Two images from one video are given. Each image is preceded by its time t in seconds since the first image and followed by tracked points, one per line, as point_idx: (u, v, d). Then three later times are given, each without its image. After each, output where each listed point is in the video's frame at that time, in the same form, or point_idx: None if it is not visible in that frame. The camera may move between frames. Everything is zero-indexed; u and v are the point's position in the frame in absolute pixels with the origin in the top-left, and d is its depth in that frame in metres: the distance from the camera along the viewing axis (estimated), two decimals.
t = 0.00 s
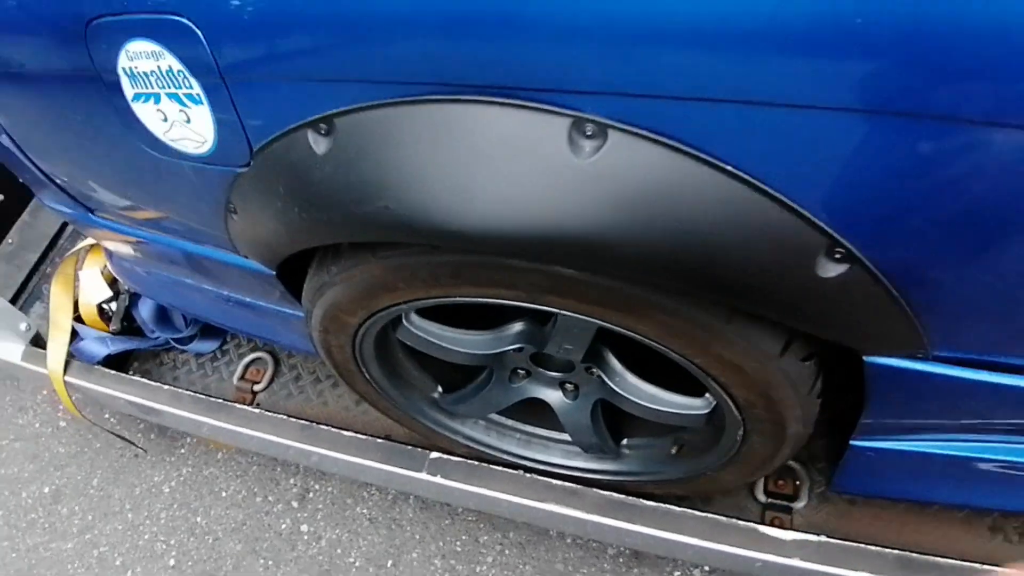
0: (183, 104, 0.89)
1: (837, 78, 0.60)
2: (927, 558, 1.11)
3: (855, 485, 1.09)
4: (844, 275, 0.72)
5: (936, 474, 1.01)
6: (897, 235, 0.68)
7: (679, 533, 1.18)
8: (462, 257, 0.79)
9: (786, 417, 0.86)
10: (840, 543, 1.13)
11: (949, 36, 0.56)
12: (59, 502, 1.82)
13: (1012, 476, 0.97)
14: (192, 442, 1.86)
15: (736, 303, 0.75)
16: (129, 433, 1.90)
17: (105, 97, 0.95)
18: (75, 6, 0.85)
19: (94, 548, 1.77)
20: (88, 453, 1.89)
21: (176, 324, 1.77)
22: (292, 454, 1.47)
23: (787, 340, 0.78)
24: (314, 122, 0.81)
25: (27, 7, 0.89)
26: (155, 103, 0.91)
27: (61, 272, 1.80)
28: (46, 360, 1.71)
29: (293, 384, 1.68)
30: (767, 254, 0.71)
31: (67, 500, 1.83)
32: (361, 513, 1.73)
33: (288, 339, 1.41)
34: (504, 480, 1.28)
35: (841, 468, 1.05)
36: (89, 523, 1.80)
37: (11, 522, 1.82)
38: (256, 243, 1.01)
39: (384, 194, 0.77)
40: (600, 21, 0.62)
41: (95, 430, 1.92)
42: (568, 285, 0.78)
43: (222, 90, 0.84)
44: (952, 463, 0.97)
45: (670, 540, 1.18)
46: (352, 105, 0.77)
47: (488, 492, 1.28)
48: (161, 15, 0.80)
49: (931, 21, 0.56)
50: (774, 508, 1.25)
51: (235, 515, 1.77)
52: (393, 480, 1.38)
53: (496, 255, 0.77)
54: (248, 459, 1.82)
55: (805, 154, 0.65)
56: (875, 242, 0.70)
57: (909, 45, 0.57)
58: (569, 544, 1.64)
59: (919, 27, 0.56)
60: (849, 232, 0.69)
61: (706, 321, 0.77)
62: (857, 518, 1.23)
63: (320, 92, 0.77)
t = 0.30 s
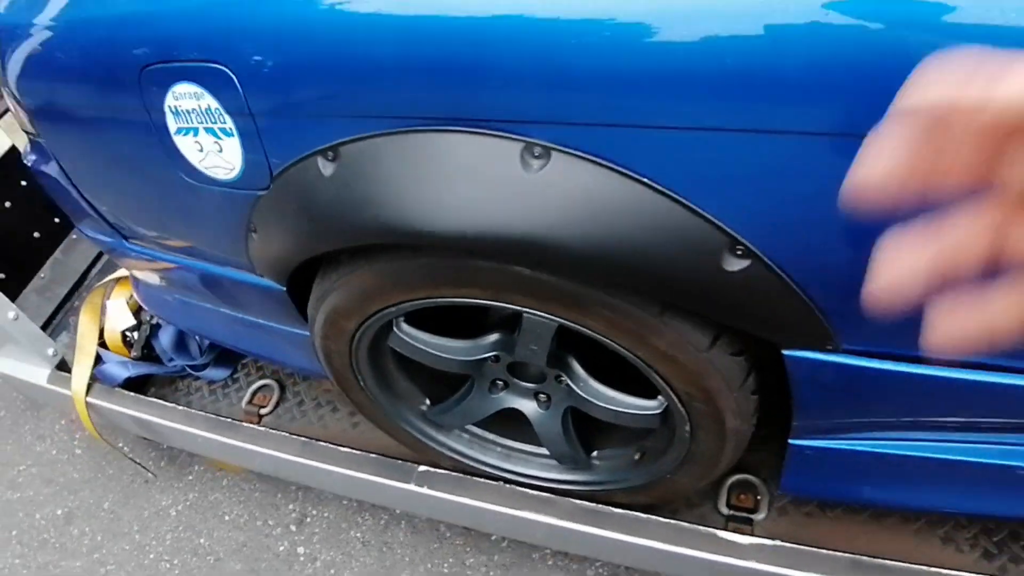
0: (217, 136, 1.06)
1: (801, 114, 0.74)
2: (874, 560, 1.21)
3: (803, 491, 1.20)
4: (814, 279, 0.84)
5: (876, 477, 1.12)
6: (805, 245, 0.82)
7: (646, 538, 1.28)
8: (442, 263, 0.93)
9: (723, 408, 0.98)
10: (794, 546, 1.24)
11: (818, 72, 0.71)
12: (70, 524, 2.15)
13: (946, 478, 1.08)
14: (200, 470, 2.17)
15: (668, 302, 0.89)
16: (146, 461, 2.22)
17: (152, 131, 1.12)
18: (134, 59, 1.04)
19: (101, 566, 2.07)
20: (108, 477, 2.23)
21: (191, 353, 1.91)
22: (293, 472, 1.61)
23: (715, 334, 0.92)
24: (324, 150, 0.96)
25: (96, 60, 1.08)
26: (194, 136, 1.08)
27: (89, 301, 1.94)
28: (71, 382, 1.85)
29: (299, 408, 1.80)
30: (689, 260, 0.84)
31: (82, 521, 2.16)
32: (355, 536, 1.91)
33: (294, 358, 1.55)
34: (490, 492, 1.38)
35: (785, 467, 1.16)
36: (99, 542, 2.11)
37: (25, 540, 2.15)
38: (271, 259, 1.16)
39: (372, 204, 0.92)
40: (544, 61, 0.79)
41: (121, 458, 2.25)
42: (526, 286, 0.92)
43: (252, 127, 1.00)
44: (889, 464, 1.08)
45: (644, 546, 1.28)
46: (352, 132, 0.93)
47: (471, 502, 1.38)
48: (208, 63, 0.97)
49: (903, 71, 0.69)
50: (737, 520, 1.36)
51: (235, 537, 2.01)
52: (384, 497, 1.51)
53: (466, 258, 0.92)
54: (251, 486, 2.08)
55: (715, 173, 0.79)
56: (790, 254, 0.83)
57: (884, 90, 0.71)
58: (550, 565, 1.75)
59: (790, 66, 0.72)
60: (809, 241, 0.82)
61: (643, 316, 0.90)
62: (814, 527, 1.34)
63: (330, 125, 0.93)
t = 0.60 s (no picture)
0: (255, 150, 1.23)
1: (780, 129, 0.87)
2: (831, 546, 1.32)
3: (767, 480, 1.32)
4: (786, 276, 0.98)
5: (830, 464, 1.24)
6: (750, 244, 0.96)
7: (622, 522, 1.41)
8: (444, 255, 1.10)
9: (682, 390, 1.13)
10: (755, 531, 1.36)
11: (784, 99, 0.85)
12: (86, 524, 2.26)
13: (892, 464, 1.20)
14: (214, 474, 2.29)
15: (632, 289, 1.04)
16: (162, 466, 2.35)
17: (197, 147, 1.29)
18: (187, 82, 1.22)
19: (114, 563, 2.16)
20: (125, 481, 2.35)
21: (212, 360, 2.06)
22: (302, 466, 1.75)
23: (673, 321, 1.07)
24: (345, 160, 1.13)
25: (153, 84, 1.26)
26: (235, 150, 1.25)
27: (119, 311, 2.09)
28: (98, 384, 1.99)
29: (309, 412, 1.94)
30: (649, 253, 1.00)
31: (98, 521, 2.27)
32: (356, 535, 2.02)
33: (308, 359, 1.70)
34: (482, 481, 1.51)
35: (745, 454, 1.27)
36: (113, 541, 2.21)
37: (42, 539, 2.26)
38: (295, 260, 1.32)
39: (383, 203, 1.09)
40: (529, 87, 0.95)
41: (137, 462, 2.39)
42: (512, 274, 1.08)
43: (286, 141, 1.17)
44: (840, 450, 1.20)
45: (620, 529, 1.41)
46: (368, 144, 1.09)
47: (465, 491, 1.51)
48: (251, 88, 1.15)
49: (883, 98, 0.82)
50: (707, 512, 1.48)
51: (243, 536, 2.12)
52: (385, 490, 1.65)
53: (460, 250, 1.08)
54: (260, 490, 2.20)
55: (671, 179, 0.94)
56: (738, 252, 0.97)
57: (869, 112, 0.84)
58: (538, 564, 1.85)
59: (759, 93, 0.86)
60: (767, 241, 0.96)
61: (608, 303, 1.06)
62: (782, 521, 1.45)
63: (352, 139, 1.10)
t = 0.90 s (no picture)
0: (287, 156, 1.39)
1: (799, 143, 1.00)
2: (793, 532, 1.45)
3: (737, 469, 1.45)
4: (753, 271, 1.13)
5: (792, 453, 1.36)
6: (719, 243, 1.12)
7: (602, 508, 1.53)
8: (450, 248, 1.25)
9: (653, 374, 1.29)
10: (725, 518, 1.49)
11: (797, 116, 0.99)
12: (99, 512, 2.35)
13: (848, 454, 1.32)
14: (224, 470, 2.37)
15: (610, 282, 1.20)
16: (173, 460, 2.44)
17: (234, 151, 1.45)
18: (230, 96, 1.38)
19: (123, 550, 2.24)
20: (138, 474, 2.44)
21: (230, 358, 2.19)
22: (311, 455, 1.87)
23: (647, 311, 1.22)
24: (366, 166, 1.28)
25: (200, 97, 1.43)
26: (269, 156, 1.41)
27: (145, 309, 2.22)
28: (122, 376, 2.11)
29: (319, 408, 2.07)
30: (625, 249, 1.15)
31: (110, 510, 2.36)
32: (356, 527, 2.13)
33: (320, 355, 1.84)
34: (478, 468, 1.64)
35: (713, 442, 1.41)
36: (124, 529, 2.30)
37: (54, 526, 2.36)
38: (317, 256, 1.47)
39: (398, 203, 1.24)
40: (530, 106, 1.11)
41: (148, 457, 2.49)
42: (507, 267, 1.23)
43: (314, 147, 1.33)
44: (800, 440, 1.33)
45: (601, 516, 1.53)
46: (389, 152, 1.25)
47: (461, 477, 1.63)
48: (287, 102, 1.31)
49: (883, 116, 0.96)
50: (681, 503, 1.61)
51: (249, 527, 2.21)
52: (388, 479, 1.77)
53: (463, 244, 1.24)
54: (267, 484, 2.30)
55: (650, 184, 1.10)
56: (708, 249, 1.12)
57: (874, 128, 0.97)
58: (526, 557, 1.95)
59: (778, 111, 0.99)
60: (737, 241, 1.10)
61: (590, 294, 1.21)
62: (751, 512, 1.58)
63: (375, 149, 1.26)
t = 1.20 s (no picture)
0: (291, 161, 1.53)
1: (800, 147, 1.12)
2: (744, 516, 1.56)
3: (692, 455, 1.57)
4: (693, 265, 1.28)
5: (742, 440, 1.49)
6: (663, 238, 1.27)
7: (569, 492, 1.64)
8: (432, 241, 1.41)
9: (609, 360, 1.43)
10: (684, 504, 1.60)
11: (800, 125, 1.11)
12: (102, 503, 2.39)
13: (792, 440, 1.45)
14: (222, 466, 2.44)
15: (570, 273, 1.36)
16: (175, 457, 2.50)
17: (244, 156, 1.60)
18: (243, 107, 1.54)
19: (122, 539, 2.28)
20: (140, 470, 2.49)
21: (233, 358, 2.28)
22: (303, 444, 1.98)
23: (604, 300, 1.38)
24: (359, 168, 1.44)
25: (219, 108, 1.59)
26: (274, 161, 1.55)
27: (156, 309, 2.30)
28: (131, 371, 2.19)
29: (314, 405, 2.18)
30: (581, 244, 1.30)
31: (112, 502, 2.40)
32: (344, 520, 2.22)
33: (315, 351, 1.94)
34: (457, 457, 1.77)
35: (668, 430, 1.54)
36: (124, 520, 2.34)
37: (58, 516, 2.40)
38: (314, 253, 1.62)
39: (386, 200, 1.40)
40: (504, 117, 1.27)
41: (152, 453, 2.53)
42: (481, 259, 1.39)
43: (316, 153, 1.48)
44: (749, 426, 1.46)
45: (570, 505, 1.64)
46: (380, 156, 1.41)
47: (440, 464, 1.75)
48: (293, 112, 1.47)
49: (880, 126, 1.07)
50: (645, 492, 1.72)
51: (243, 519, 2.28)
52: (373, 469, 1.88)
53: (443, 237, 1.40)
54: (261, 480, 2.37)
55: (604, 185, 1.26)
56: (654, 243, 1.28)
57: (868, 136, 1.08)
58: (502, 549, 2.06)
59: (784, 120, 1.12)
60: (678, 236, 1.26)
61: (552, 283, 1.37)
62: (709, 500, 1.69)
63: (370, 153, 1.42)
